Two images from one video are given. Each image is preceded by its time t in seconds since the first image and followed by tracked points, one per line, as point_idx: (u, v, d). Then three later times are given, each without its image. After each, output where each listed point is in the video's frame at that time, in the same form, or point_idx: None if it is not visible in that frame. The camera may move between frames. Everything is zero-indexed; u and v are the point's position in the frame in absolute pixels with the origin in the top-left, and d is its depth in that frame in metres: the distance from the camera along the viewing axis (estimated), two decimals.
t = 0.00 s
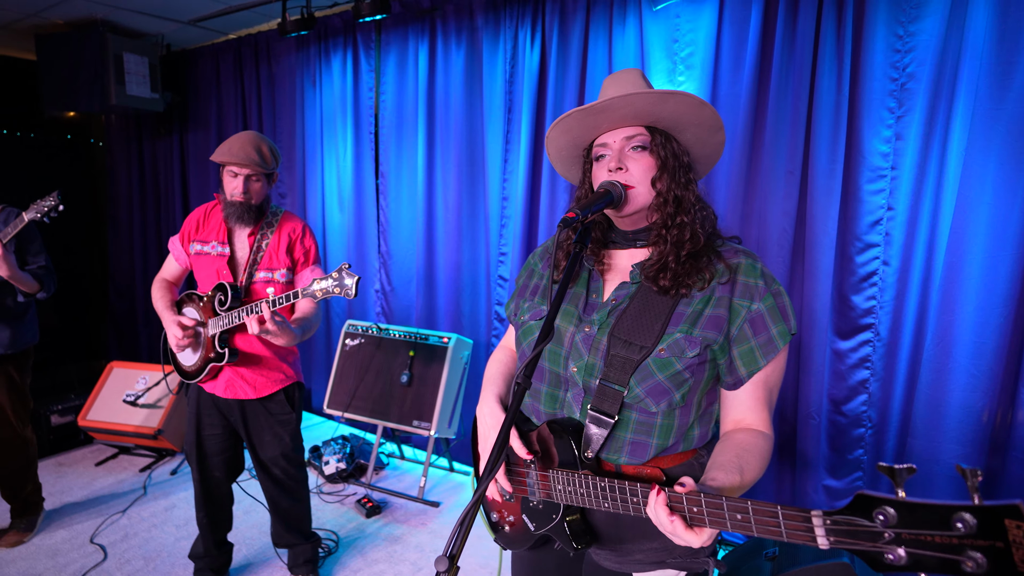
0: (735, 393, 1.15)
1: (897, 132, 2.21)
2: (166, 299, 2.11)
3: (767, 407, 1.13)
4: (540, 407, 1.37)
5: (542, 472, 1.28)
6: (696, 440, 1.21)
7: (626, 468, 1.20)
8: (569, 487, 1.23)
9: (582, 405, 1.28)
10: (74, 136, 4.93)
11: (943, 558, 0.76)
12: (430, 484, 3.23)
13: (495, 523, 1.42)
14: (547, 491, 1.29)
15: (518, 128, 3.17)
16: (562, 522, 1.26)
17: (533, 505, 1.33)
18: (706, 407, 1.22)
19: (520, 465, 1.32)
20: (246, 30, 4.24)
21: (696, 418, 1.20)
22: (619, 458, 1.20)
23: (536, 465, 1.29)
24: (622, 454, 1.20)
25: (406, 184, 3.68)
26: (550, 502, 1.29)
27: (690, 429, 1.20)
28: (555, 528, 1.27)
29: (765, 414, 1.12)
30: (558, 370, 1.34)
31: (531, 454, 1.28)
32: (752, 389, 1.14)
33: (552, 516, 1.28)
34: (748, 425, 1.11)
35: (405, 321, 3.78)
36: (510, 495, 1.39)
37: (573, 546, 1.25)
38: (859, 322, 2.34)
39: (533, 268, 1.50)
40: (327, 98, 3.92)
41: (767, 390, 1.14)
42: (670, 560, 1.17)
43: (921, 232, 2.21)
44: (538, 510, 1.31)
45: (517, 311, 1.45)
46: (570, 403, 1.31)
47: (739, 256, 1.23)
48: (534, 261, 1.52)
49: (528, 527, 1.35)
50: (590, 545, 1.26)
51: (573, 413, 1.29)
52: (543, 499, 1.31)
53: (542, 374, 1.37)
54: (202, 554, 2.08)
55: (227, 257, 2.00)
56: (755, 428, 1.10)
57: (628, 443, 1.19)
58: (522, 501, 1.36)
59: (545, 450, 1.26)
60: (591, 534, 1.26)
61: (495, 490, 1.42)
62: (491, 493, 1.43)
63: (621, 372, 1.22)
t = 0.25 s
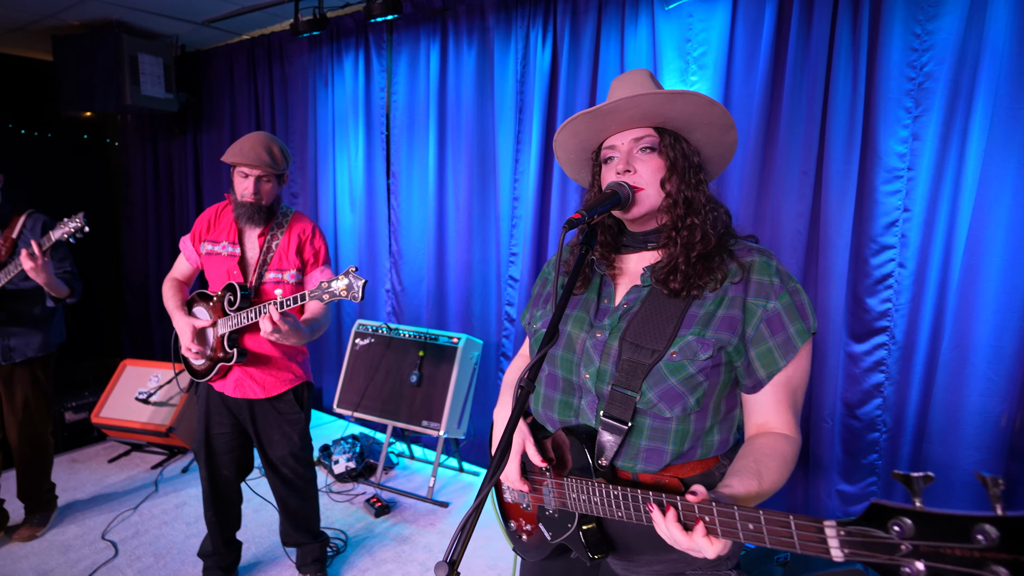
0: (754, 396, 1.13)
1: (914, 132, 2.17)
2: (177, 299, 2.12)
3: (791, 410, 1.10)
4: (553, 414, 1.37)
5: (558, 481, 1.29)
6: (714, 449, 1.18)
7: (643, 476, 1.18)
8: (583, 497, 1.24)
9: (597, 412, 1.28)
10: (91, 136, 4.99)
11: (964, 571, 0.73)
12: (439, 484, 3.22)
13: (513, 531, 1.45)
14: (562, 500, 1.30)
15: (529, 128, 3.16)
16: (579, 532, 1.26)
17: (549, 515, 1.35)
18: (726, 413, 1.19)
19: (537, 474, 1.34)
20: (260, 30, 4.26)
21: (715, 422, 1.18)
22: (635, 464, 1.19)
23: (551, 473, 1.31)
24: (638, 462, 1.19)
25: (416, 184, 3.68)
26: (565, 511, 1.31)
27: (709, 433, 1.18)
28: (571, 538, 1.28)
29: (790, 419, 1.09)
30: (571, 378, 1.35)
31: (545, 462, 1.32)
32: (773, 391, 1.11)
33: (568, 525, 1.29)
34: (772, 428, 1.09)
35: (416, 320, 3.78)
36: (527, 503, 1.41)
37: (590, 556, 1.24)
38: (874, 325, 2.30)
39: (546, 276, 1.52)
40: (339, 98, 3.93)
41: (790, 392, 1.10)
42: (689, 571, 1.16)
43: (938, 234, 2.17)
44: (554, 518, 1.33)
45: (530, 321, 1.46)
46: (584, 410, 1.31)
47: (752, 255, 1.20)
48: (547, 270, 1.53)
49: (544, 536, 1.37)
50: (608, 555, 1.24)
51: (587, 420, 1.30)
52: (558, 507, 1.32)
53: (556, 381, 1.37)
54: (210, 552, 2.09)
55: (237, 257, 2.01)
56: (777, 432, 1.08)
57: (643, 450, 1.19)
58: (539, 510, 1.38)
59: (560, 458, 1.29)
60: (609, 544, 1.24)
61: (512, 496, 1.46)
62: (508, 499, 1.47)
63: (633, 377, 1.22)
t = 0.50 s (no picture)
0: (774, 396, 1.10)
1: (940, 130, 2.12)
2: (191, 296, 2.14)
3: (814, 407, 1.07)
4: (570, 421, 1.33)
5: (574, 487, 1.24)
6: (735, 451, 1.16)
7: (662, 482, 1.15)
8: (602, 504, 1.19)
9: (614, 416, 1.25)
10: (114, 137, 5.07)
11: None
12: (453, 484, 3.22)
13: (526, 540, 1.39)
14: (579, 507, 1.25)
15: (546, 127, 3.14)
16: (595, 540, 1.22)
17: (564, 522, 1.30)
18: (746, 414, 1.17)
19: (552, 480, 1.29)
20: (279, 31, 4.30)
21: (736, 423, 1.16)
22: (655, 470, 1.16)
23: (568, 479, 1.25)
24: (659, 467, 1.16)
25: (433, 184, 3.67)
26: (581, 519, 1.26)
27: (731, 434, 1.15)
28: (588, 546, 1.24)
29: (812, 416, 1.07)
30: (586, 382, 1.31)
31: (561, 468, 1.26)
32: (794, 390, 1.08)
33: (585, 533, 1.25)
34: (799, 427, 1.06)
35: (431, 320, 3.78)
36: (542, 511, 1.36)
37: (607, 565, 1.20)
38: (897, 328, 2.24)
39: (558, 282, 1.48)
40: (356, 98, 3.95)
41: (811, 389, 1.08)
42: None
43: (964, 235, 2.11)
44: (570, 527, 1.28)
45: (541, 327, 1.43)
46: (601, 414, 1.28)
47: (767, 250, 1.18)
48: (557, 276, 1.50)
49: (560, 544, 1.31)
50: (625, 564, 1.21)
51: (605, 425, 1.27)
52: (575, 515, 1.27)
53: (571, 387, 1.34)
54: (225, 548, 2.11)
55: (252, 256, 2.02)
56: (802, 432, 1.05)
57: (664, 454, 1.15)
58: (555, 517, 1.33)
59: (577, 463, 1.23)
60: (627, 552, 1.21)
61: (528, 503, 1.40)
62: (523, 505, 1.41)
63: (649, 379, 1.19)
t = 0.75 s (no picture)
0: (795, 400, 1.09)
1: (968, 127, 2.05)
2: (208, 295, 2.16)
3: (835, 408, 1.06)
4: (582, 430, 1.29)
5: (591, 498, 1.20)
6: (755, 456, 1.14)
7: (683, 490, 1.12)
8: (623, 515, 1.16)
9: (630, 424, 1.21)
10: (137, 137, 5.18)
11: None
12: (466, 483, 3.21)
13: (540, 556, 1.31)
14: (597, 520, 1.21)
15: (562, 127, 3.11)
16: (617, 552, 1.18)
17: (582, 535, 1.25)
18: (765, 418, 1.14)
19: (565, 492, 1.23)
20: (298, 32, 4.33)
21: (755, 427, 1.14)
22: (676, 478, 1.14)
23: (582, 491, 1.21)
24: (679, 475, 1.14)
25: (449, 183, 3.67)
26: (601, 531, 1.21)
27: (749, 440, 1.14)
28: (609, 559, 1.19)
29: (834, 418, 1.05)
30: (599, 390, 1.27)
31: (576, 480, 1.21)
32: (815, 392, 1.07)
33: (606, 545, 1.20)
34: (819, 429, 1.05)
35: (447, 319, 3.78)
36: (556, 525, 1.29)
37: None
38: (922, 330, 2.18)
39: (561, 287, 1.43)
40: (373, 98, 3.96)
41: (832, 391, 1.07)
42: None
43: (993, 235, 2.03)
44: (588, 540, 1.23)
45: (546, 332, 1.38)
46: (616, 423, 1.23)
47: (781, 252, 1.17)
48: (561, 279, 1.45)
49: (578, 559, 1.25)
50: None
51: (620, 434, 1.23)
52: (593, 528, 1.23)
53: (583, 394, 1.29)
54: (239, 545, 2.12)
55: (266, 255, 2.03)
56: (826, 434, 1.03)
57: (684, 462, 1.13)
58: (570, 532, 1.27)
59: (592, 474, 1.19)
60: (649, 564, 1.15)
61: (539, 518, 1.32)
62: (532, 520, 1.32)
63: (668, 386, 1.17)
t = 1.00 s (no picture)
0: (815, 399, 1.06)
1: (994, 123, 1.99)
2: (219, 293, 2.17)
3: (854, 406, 1.03)
4: (593, 433, 1.25)
5: (603, 505, 1.17)
6: (771, 458, 1.11)
7: (699, 495, 1.11)
8: (637, 523, 1.14)
9: (644, 427, 1.18)
10: (157, 138, 5.25)
11: None
12: (478, 483, 3.20)
13: (545, 561, 1.29)
14: (610, 526, 1.18)
15: (576, 125, 3.08)
16: (631, 559, 1.16)
17: (592, 542, 1.23)
18: (781, 418, 1.11)
19: (575, 498, 1.21)
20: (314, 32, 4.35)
21: (771, 428, 1.11)
22: (693, 482, 1.11)
23: (594, 497, 1.18)
24: (697, 479, 1.11)
25: (462, 182, 3.65)
26: (614, 538, 1.19)
27: (765, 441, 1.11)
28: (622, 566, 1.18)
29: (856, 416, 1.02)
30: (611, 393, 1.23)
31: (587, 484, 1.19)
32: (835, 391, 1.04)
33: (619, 552, 1.18)
34: (841, 425, 1.02)
35: (460, 319, 3.77)
36: (563, 530, 1.27)
37: None
38: (945, 332, 2.12)
39: (564, 285, 1.40)
40: (387, 97, 3.96)
41: (852, 390, 1.03)
42: None
43: (1020, 235, 1.96)
44: (599, 546, 1.21)
45: (552, 331, 1.36)
46: (630, 426, 1.20)
47: (797, 248, 1.14)
48: (564, 278, 1.41)
49: (587, 565, 1.23)
50: None
51: (635, 437, 1.20)
52: (604, 535, 1.20)
53: (593, 396, 1.25)
54: (250, 542, 2.13)
55: (276, 253, 2.04)
56: (850, 430, 1.01)
57: (702, 466, 1.10)
58: (578, 537, 1.25)
59: (604, 477, 1.17)
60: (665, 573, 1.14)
61: (543, 522, 1.30)
62: (537, 525, 1.31)
63: (684, 387, 1.13)
